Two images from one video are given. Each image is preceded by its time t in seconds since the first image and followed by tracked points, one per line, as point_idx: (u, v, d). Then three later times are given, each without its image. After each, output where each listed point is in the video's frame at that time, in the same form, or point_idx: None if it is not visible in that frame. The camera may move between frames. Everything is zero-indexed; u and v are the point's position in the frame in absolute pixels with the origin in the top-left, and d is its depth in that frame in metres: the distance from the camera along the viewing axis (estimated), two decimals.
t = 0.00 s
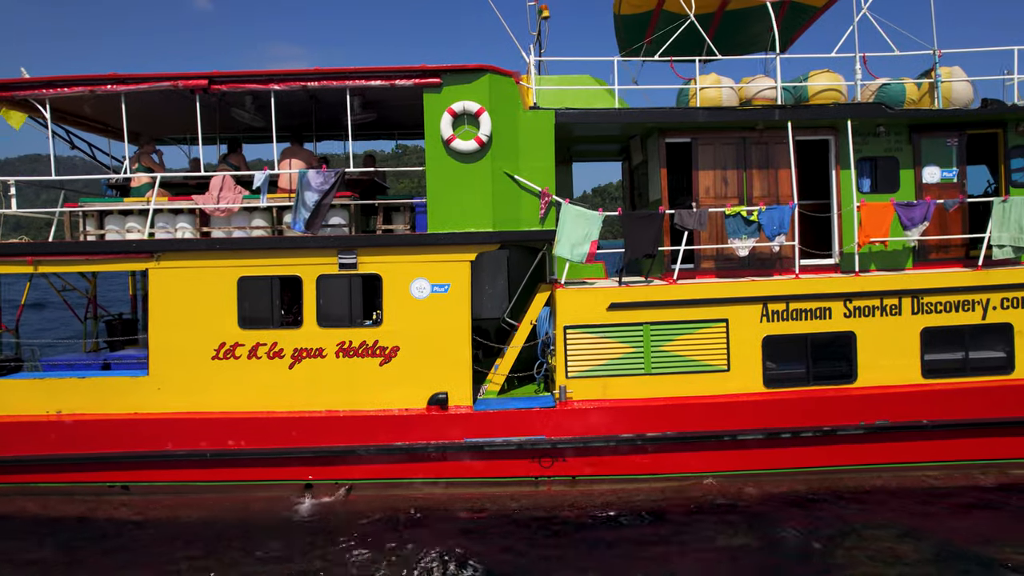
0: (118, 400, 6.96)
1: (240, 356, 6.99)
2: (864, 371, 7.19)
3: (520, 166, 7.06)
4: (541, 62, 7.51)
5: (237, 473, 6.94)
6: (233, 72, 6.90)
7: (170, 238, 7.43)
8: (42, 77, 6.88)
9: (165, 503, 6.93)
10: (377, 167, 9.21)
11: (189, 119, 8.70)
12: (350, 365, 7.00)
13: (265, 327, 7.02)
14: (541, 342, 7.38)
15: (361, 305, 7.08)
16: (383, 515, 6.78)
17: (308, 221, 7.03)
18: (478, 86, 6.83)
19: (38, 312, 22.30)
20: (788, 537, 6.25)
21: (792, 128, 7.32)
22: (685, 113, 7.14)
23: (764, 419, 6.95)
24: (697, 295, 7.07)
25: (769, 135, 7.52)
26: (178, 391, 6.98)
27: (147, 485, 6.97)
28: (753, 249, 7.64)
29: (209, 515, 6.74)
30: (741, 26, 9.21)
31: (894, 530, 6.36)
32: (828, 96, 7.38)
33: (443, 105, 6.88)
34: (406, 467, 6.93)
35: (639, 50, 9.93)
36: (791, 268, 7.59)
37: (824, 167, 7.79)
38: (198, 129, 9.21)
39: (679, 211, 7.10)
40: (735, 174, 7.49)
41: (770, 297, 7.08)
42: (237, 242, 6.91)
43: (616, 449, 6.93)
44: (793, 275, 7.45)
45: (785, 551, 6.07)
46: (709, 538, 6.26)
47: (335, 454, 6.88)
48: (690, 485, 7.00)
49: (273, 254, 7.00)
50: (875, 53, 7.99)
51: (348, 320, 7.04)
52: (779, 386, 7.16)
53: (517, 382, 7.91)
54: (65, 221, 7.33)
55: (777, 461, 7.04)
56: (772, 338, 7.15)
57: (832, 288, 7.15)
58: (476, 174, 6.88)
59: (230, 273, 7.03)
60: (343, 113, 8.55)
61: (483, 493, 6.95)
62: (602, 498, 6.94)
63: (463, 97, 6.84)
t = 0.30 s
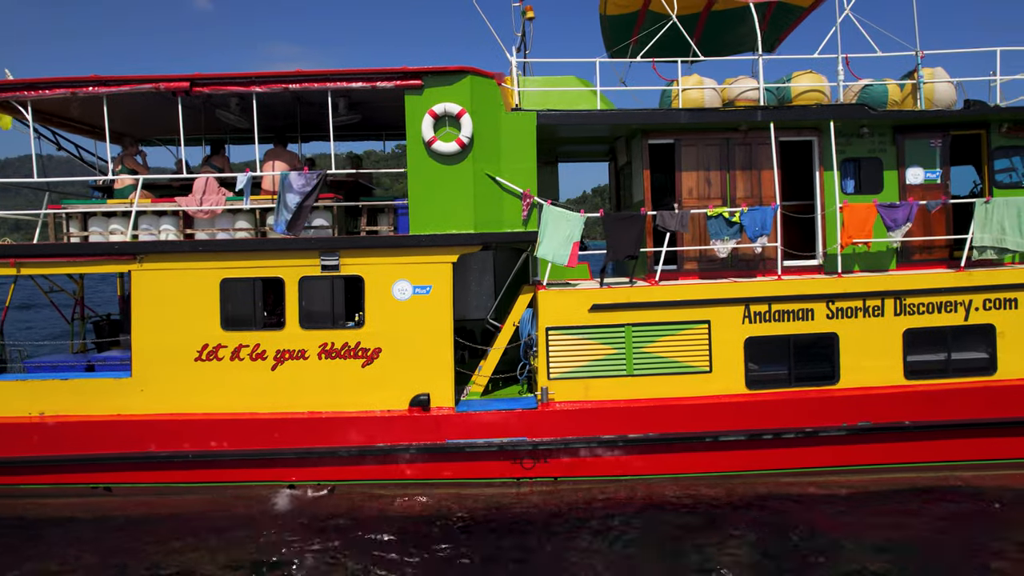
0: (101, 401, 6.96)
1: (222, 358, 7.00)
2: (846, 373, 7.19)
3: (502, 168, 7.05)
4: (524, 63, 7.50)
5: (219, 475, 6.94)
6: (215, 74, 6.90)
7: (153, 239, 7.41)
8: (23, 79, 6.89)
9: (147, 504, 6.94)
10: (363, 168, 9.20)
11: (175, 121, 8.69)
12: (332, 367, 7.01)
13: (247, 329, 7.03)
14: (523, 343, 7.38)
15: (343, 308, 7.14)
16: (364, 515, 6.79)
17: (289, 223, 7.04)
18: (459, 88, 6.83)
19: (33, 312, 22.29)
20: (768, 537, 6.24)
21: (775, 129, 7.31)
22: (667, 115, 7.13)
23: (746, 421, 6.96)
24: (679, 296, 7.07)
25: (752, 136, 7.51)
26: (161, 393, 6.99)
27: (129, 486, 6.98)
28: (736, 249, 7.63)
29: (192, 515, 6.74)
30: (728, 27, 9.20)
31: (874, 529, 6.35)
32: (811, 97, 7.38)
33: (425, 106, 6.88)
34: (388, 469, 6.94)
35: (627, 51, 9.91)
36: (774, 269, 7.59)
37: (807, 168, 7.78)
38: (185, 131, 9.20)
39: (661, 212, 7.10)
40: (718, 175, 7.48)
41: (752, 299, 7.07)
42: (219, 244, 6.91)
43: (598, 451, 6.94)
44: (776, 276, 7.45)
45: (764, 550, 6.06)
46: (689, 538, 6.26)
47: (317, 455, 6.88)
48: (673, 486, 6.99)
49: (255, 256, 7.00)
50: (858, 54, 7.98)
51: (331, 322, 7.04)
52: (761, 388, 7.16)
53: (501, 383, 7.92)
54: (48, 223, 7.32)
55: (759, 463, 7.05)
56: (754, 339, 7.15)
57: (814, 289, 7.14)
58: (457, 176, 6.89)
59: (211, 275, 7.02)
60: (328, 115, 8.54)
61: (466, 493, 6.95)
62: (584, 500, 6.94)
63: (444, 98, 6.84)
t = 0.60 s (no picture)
0: (84, 401, 6.97)
1: (205, 358, 7.00)
2: (829, 373, 7.19)
3: (484, 168, 7.04)
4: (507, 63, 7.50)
5: (201, 474, 6.94)
6: (197, 74, 6.90)
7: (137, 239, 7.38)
8: (5, 79, 6.89)
9: (129, 502, 6.93)
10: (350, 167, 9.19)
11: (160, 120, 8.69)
12: (314, 366, 7.01)
13: (230, 328, 7.03)
14: (506, 343, 7.38)
15: (325, 308, 7.25)
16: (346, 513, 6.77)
17: (271, 223, 7.03)
18: (440, 88, 6.83)
19: (27, 313, 22.27)
20: (749, 536, 6.23)
21: (758, 129, 7.30)
22: (649, 115, 7.12)
23: (728, 421, 6.96)
24: (661, 297, 7.07)
25: (736, 137, 7.50)
26: (144, 392, 6.99)
27: (111, 485, 6.98)
28: (720, 250, 7.61)
29: (171, 513, 6.73)
30: (715, 27, 9.19)
31: (855, 528, 6.33)
32: (794, 97, 7.36)
33: (407, 107, 6.89)
34: (370, 468, 6.94)
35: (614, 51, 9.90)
36: (758, 269, 7.57)
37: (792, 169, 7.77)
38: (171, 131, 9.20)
39: (643, 213, 7.10)
40: (702, 175, 7.48)
41: (734, 300, 7.07)
42: (201, 244, 6.90)
43: (579, 451, 6.93)
44: (759, 276, 7.44)
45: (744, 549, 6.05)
46: (669, 537, 6.25)
47: (299, 455, 6.89)
48: (654, 486, 6.98)
49: (238, 256, 7.00)
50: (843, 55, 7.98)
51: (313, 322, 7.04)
52: (744, 388, 7.15)
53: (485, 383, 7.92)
54: (32, 222, 7.30)
55: (741, 463, 7.05)
56: (737, 340, 7.14)
57: (797, 290, 7.13)
58: (439, 176, 6.89)
59: (194, 275, 7.01)
60: (314, 115, 8.54)
61: (447, 492, 6.94)
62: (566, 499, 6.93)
63: (425, 98, 6.85)
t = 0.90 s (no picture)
0: (67, 399, 6.98)
1: (188, 357, 7.00)
2: (812, 374, 7.18)
3: (467, 169, 7.06)
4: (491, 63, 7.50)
5: (183, 472, 6.95)
6: (179, 73, 6.90)
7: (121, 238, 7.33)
8: None
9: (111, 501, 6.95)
10: (337, 167, 9.19)
11: (147, 120, 8.68)
12: (297, 366, 7.02)
13: (212, 327, 7.02)
14: (489, 343, 7.38)
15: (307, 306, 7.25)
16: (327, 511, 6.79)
17: (254, 222, 7.04)
18: (423, 88, 6.84)
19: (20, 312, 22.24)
20: (727, 537, 6.23)
21: (741, 130, 7.30)
22: (633, 115, 7.12)
23: (709, 422, 6.96)
24: (643, 297, 7.06)
25: (720, 137, 7.49)
26: (126, 391, 6.99)
27: (93, 483, 6.99)
28: (704, 251, 7.60)
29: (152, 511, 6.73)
30: (703, 29, 9.20)
31: (835, 529, 6.33)
32: (778, 97, 7.36)
33: (389, 107, 6.90)
34: (351, 467, 6.95)
35: (602, 51, 9.90)
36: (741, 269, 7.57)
37: (776, 170, 7.76)
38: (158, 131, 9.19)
39: (626, 213, 7.10)
40: (686, 175, 7.47)
41: (717, 300, 7.06)
42: (184, 243, 6.90)
43: (561, 451, 6.94)
44: (742, 277, 7.44)
45: (722, 549, 6.05)
46: (648, 536, 6.26)
47: (281, 454, 6.90)
48: (635, 486, 6.99)
49: (221, 255, 7.00)
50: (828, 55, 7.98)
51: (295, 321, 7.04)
52: (726, 389, 7.15)
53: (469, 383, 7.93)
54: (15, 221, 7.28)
55: (721, 463, 7.05)
56: (719, 340, 7.14)
57: (780, 291, 7.13)
58: (421, 176, 6.90)
59: (176, 273, 7.00)
60: (300, 114, 8.54)
61: (428, 492, 6.94)
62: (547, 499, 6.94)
63: (407, 98, 6.86)
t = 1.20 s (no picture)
0: (50, 397, 7.01)
1: (171, 354, 7.02)
2: (794, 375, 7.19)
3: (450, 168, 7.07)
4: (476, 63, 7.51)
5: (165, 470, 6.97)
6: (163, 71, 6.92)
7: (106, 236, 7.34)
8: None
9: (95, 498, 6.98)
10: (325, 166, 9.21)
11: (135, 118, 8.70)
12: (279, 364, 7.03)
13: (196, 325, 7.03)
14: (471, 341, 7.39)
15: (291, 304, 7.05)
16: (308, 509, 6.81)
17: (238, 221, 7.07)
18: (406, 87, 6.86)
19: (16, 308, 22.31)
20: (706, 538, 6.25)
21: (725, 130, 7.30)
22: (616, 115, 7.13)
23: (691, 422, 6.96)
24: (626, 297, 7.07)
25: (705, 138, 7.50)
26: (109, 388, 7.01)
27: (76, 480, 7.02)
28: (687, 251, 7.60)
29: (134, 509, 6.75)
30: (691, 29, 9.22)
31: (813, 530, 6.35)
32: (762, 98, 7.37)
33: (372, 106, 6.91)
34: (334, 466, 6.97)
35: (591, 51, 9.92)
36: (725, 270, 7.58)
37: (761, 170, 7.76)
38: (147, 129, 9.22)
39: (609, 213, 7.11)
40: (670, 175, 7.48)
41: (699, 300, 7.07)
42: (167, 241, 6.92)
43: (542, 450, 6.95)
44: (725, 277, 7.44)
45: (700, 550, 6.06)
46: (626, 537, 6.27)
47: (263, 452, 6.92)
48: (617, 486, 7.00)
49: (204, 252, 7.01)
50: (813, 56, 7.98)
51: (278, 320, 7.05)
52: (708, 389, 7.16)
53: (453, 381, 7.94)
54: None
55: (703, 463, 7.06)
56: (702, 340, 7.14)
57: (762, 291, 7.13)
58: (404, 175, 6.91)
59: (160, 271, 7.01)
60: (287, 113, 8.56)
61: (409, 492, 6.96)
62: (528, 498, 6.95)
63: (390, 98, 6.88)
